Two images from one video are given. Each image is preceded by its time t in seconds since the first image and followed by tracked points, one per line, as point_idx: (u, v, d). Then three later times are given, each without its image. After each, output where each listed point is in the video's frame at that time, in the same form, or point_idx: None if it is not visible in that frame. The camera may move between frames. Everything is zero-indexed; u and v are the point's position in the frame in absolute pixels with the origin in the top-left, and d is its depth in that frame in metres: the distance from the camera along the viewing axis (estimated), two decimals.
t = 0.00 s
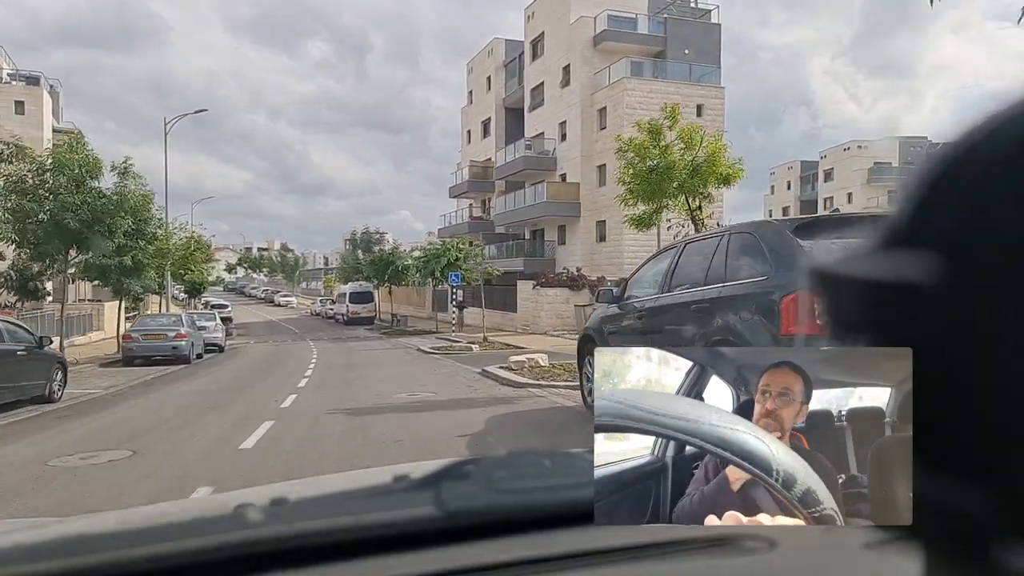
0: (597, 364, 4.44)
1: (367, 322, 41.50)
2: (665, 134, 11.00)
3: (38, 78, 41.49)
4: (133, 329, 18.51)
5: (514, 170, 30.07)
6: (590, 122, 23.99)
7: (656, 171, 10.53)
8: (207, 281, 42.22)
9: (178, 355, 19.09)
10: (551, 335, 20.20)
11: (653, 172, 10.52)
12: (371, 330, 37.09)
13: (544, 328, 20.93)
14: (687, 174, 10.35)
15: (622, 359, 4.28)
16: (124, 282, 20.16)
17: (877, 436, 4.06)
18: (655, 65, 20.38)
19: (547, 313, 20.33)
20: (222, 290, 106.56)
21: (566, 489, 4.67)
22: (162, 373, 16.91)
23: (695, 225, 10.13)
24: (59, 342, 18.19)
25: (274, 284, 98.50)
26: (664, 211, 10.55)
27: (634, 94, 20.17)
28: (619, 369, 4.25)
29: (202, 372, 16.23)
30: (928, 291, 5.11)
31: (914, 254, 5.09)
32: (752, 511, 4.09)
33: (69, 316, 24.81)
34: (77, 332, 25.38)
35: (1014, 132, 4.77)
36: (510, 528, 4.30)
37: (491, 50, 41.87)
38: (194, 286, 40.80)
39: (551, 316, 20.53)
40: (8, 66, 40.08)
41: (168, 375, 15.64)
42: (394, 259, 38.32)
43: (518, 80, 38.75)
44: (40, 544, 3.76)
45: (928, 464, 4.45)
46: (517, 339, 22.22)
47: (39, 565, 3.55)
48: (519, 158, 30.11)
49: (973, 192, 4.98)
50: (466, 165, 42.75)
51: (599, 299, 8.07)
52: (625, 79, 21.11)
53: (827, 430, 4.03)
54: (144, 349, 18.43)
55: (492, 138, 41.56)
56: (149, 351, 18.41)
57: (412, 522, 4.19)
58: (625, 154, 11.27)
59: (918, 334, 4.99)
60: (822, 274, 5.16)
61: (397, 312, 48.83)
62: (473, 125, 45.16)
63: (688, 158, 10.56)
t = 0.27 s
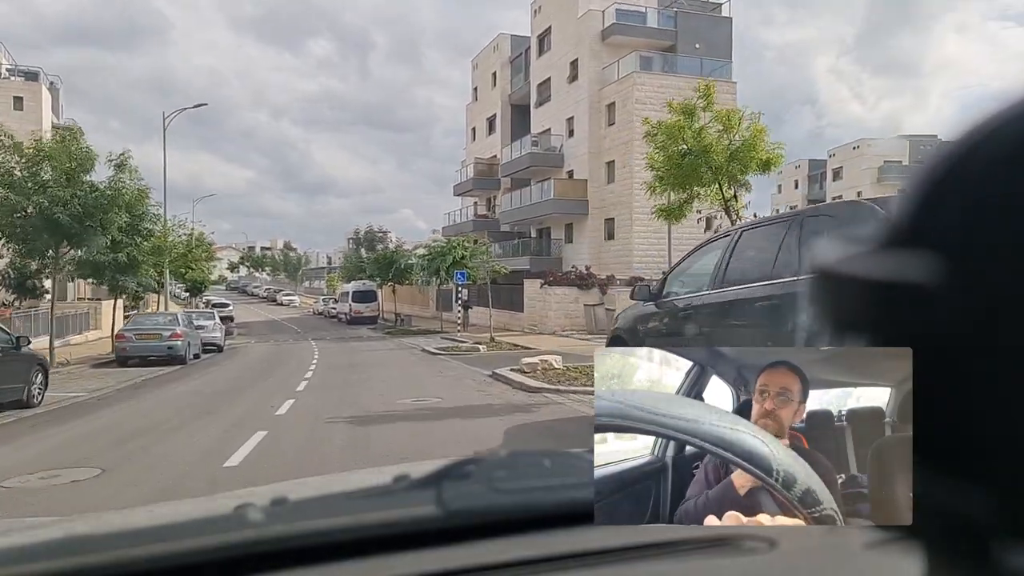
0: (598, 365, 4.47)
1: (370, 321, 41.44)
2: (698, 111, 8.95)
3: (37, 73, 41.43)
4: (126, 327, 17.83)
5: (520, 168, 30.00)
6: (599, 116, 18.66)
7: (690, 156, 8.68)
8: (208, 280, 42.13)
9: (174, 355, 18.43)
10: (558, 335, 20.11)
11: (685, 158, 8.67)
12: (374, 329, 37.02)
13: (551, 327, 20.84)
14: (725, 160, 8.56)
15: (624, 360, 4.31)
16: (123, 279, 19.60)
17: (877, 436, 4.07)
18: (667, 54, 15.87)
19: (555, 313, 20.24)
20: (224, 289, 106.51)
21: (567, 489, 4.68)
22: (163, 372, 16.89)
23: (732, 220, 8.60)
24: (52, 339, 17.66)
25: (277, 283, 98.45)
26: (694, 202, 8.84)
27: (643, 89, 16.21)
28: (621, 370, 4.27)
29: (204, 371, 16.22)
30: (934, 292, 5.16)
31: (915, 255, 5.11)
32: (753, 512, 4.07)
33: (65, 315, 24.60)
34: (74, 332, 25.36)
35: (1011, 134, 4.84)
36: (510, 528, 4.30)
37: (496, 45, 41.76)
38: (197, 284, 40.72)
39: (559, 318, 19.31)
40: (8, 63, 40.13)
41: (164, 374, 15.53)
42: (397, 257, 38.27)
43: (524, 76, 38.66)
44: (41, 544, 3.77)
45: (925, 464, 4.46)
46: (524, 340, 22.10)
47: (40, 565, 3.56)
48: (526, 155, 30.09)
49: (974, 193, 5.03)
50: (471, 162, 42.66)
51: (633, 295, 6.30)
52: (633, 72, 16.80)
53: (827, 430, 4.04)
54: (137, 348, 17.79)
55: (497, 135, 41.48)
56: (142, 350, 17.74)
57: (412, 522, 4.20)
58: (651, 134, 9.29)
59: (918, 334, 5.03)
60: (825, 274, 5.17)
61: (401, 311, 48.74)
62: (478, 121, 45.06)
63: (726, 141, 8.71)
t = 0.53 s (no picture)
0: (598, 364, 4.46)
1: (373, 320, 41.46)
2: (737, 89, 9.96)
3: (37, 69, 41.42)
4: (117, 326, 17.02)
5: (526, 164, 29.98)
6: (608, 112, 21.72)
7: (727, 136, 9.51)
8: (209, 278, 42.11)
9: (168, 355, 17.68)
10: (566, 333, 20.09)
11: (722, 139, 9.48)
12: (377, 328, 37.02)
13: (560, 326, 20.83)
14: (766, 143, 9.41)
15: (625, 360, 4.31)
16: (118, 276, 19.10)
17: (877, 436, 4.07)
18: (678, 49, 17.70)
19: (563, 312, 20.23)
20: (227, 287, 106.55)
21: (568, 488, 4.69)
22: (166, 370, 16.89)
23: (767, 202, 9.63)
24: (42, 338, 17.25)
25: (280, 281, 98.58)
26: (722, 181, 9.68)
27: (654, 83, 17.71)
28: (623, 370, 4.25)
29: (205, 371, 16.26)
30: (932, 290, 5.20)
31: (913, 253, 5.23)
32: (753, 513, 4.06)
33: (60, 313, 24.36)
34: (71, 330, 25.31)
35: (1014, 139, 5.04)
36: (510, 527, 4.31)
37: (501, 40, 41.74)
38: (198, 282, 40.66)
39: (567, 316, 19.06)
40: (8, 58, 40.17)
41: (164, 374, 15.54)
42: (401, 255, 38.26)
43: (530, 71, 38.63)
44: (40, 544, 3.77)
45: (924, 464, 4.44)
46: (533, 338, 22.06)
47: (39, 564, 3.57)
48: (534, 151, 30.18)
49: (974, 196, 5.20)
50: (476, 158, 42.66)
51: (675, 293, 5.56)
52: (643, 65, 18.46)
53: (827, 431, 4.05)
54: (130, 348, 17.06)
55: (502, 132, 41.53)
56: (134, 351, 16.99)
57: (414, 521, 4.20)
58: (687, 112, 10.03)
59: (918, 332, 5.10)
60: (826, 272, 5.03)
61: (405, 309, 48.76)
62: (482, 118, 45.08)
63: (764, 122, 9.64)
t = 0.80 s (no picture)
0: (596, 363, 4.42)
1: (375, 319, 41.41)
2: (778, 63, 8.75)
3: (37, 65, 41.37)
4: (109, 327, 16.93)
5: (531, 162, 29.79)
6: (615, 108, 23.51)
7: (767, 118, 8.52)
8: (211, 277, 42.10)
9: (162, 357, 17.27)
10: (573, 333, 20.03)
11: (762, 122, 8.54)
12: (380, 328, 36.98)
13: (565, 326, 20.77)
14: (810, 125, 8.31)
15: (625, 360, 4.27)
16: (113, 273, 18.93)
17: (876, 436, 4.07)
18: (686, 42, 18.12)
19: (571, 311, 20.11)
20: (229, 286, 106.54)
21: (569, 487, 4.71)
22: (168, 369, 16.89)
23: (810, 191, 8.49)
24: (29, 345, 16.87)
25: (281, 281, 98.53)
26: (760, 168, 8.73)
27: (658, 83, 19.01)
28: (623, 370, 4.22)
29: (207, 371, 16.29)
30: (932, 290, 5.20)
31: (912, 253, 5.28)
32: (754, 513, 4.08)
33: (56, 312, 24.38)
34: (66, 330, 25.35)
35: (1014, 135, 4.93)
36: (511, 526, 4.33)
37: (506, 37, 41.64)
38: (198, 280, 40.56)
39: (577, 315, 19.35)
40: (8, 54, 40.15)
41: (165, 374, 15.57)
42: (404, 254, 38.20)
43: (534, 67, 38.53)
44: (41, 543, 3.79)
45: (925, 464, 4.44)
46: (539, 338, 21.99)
47: (39, 563, 3.58)
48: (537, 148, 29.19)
49: (975, 193, 5.11)
50: (480, 156, 42.58)
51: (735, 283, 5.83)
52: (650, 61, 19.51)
53: (826, 431, 4.07)
54: (122, 349, 16.90)
55: (506, 130, 41.50)
56: (126, 350, 16.82)
57: (414, 521, 4.22)
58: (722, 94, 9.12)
59: (920, 332, 5.09)
60: (825, 271, 5.53)
61: (409, 309, 48.74)
62: (487, 115, 45.03)
63: (808, 100, 8.47)
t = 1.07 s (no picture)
0: (595, 362, 4.37)
1: (378, 319, 41.40)
2: (825, 35, 8.19)
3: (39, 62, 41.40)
4: (101, 327, 16.86)
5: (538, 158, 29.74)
6: (622, 108, 24.13)
7: (811, 97, 7.91)
8: (212, 275, 42.10)
9: (157, 358, 17.17)
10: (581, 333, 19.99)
11: (806, 102, 7.92)
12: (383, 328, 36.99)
13: (572, 325, 20.75)
14: (859, 102, 7.47)
15: (626, 361, 4.20)
16: (109, 272, 18.54)
17: (876, 436, 4.07)
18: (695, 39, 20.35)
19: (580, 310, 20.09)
20: (232, 286, 106.61)
21: (569, 487, 4.71)
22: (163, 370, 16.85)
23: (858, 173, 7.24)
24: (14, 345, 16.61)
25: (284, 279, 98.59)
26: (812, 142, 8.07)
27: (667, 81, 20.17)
28: (623, 369, 4.18)
29: (208, 370, 16.31)
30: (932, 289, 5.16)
31: (914, 253, 5.23)
32: (753, 513, 4.08)
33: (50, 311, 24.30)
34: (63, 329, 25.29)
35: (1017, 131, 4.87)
36: (512, 527, 4.33)
37: (511, 32, 41.51)
38: (198, 279, 40.52)
39: (585, 315, 19.05)
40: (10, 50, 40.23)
41: (166, 374, 15.61)
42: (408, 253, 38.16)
43: (540, 62, 38.43)
44: (41, 543, 3.80)
45: (926, 465, 4.44)
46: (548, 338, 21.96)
47: (39, 563, 3.58)
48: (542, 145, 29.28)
49: (979, 191, 5.04)
50: (485, 153, 42.53)
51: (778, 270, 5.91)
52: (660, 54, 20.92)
53: (825, 430, 4.06)
54: (114, 349, 16.83)
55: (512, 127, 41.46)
56: (118, 350, 16.75)
57: (414, 521, 4.22)
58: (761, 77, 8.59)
59: (921, 332, 5.03)
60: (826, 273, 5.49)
61: (412, 309, 48.75)
62: (492, 112, 45.09)
63: (858, 76, 7.70)
